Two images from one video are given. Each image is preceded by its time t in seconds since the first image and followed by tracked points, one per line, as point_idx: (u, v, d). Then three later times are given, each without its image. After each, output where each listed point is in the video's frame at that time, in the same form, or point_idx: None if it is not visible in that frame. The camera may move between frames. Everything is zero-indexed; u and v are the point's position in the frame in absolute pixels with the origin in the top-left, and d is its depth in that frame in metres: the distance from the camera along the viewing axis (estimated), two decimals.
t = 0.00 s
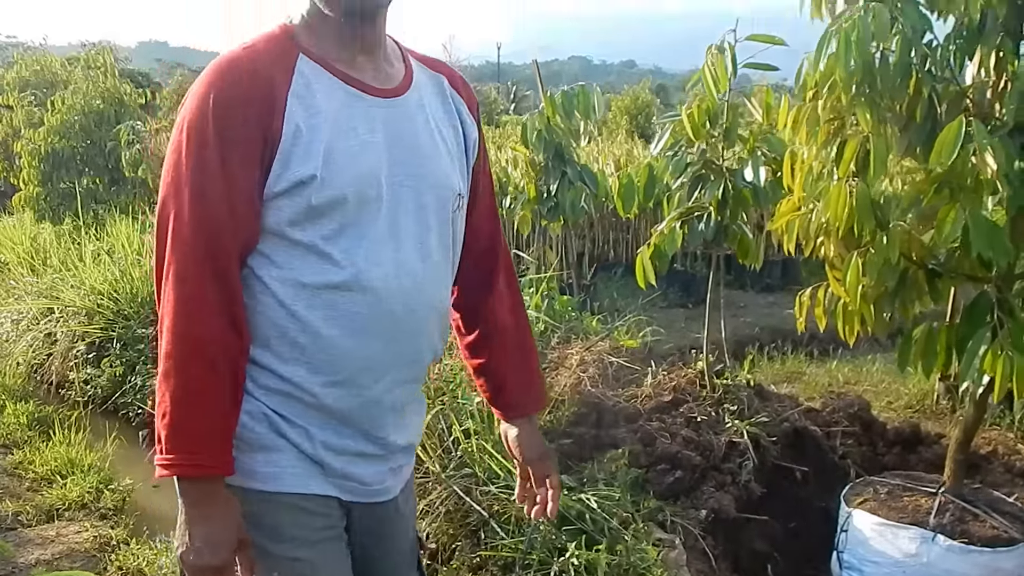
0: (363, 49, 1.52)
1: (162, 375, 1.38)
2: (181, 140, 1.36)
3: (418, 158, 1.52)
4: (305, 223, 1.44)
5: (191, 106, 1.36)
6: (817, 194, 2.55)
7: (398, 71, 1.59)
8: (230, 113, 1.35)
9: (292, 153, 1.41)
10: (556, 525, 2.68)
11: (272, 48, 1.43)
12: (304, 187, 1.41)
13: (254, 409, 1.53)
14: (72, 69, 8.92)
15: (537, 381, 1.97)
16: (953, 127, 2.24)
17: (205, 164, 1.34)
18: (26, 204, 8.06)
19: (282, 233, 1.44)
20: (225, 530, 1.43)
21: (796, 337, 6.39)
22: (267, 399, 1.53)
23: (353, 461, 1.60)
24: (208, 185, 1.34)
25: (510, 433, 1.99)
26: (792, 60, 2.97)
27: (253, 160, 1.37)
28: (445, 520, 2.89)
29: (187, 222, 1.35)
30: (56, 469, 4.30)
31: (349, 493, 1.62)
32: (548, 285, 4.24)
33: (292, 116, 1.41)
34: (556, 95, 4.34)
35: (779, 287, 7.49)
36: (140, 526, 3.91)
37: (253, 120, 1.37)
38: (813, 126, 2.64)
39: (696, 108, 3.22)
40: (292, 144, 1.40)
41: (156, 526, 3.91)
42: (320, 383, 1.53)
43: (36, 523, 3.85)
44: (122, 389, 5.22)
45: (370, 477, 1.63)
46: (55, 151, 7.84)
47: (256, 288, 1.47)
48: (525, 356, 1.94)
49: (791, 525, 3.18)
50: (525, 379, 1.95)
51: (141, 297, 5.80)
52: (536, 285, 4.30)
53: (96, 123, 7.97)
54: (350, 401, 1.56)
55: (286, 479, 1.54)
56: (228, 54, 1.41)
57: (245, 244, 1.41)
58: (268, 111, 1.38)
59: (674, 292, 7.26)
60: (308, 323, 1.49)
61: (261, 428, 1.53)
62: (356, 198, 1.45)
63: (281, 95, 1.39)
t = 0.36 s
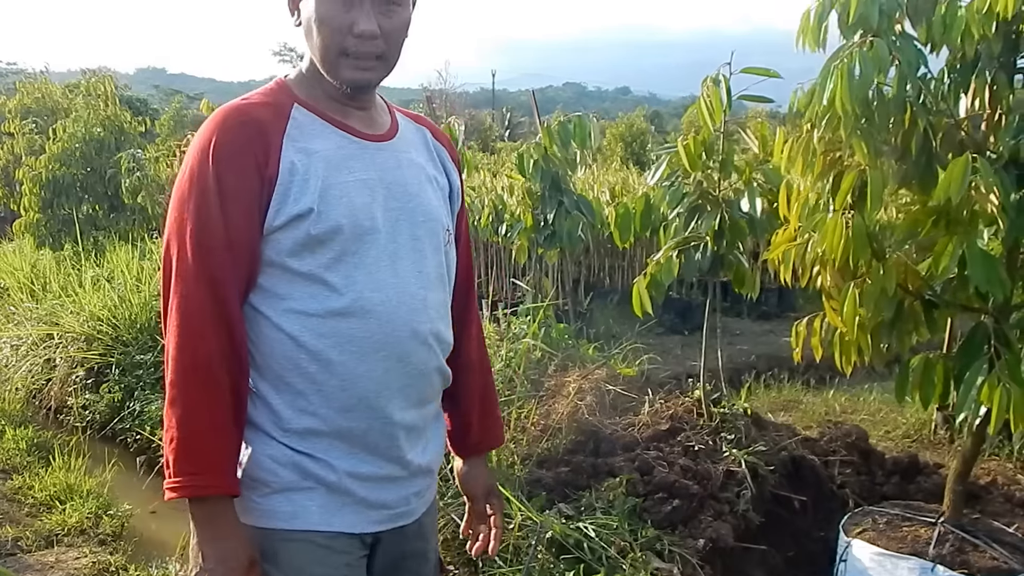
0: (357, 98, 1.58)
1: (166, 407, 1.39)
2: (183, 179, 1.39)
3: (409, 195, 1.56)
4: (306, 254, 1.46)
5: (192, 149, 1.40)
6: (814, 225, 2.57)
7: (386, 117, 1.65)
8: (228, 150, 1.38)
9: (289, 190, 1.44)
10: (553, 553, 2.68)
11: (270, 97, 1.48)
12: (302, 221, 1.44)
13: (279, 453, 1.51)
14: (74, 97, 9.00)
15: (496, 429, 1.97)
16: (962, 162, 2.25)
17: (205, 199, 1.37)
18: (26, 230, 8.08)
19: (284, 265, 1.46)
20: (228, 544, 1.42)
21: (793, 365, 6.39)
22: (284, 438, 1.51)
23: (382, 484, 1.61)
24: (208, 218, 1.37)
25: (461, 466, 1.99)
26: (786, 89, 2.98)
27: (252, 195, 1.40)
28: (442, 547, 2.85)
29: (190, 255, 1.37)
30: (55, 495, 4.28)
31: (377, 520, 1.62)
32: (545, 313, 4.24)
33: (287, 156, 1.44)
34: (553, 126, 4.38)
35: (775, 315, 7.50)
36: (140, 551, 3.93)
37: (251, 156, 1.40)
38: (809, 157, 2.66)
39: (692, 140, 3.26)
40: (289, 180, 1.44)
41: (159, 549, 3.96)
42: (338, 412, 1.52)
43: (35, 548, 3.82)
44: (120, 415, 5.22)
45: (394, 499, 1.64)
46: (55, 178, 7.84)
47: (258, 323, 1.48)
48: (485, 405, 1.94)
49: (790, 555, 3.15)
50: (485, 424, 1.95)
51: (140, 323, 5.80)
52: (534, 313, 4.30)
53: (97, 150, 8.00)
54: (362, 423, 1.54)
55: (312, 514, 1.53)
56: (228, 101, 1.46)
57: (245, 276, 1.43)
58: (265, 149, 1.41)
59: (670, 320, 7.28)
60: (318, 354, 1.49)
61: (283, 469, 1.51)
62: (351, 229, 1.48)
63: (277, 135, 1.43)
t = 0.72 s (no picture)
0: (356, 101, 1.68)
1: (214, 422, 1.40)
2: (211, 195, 1.39)
3: (411, 202, 1.66)
4: (335, 259, 1.52)
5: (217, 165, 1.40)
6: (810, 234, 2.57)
7: (374, 131, 1.76)
8: (262, 165, 1.41)
9: (320, 196, 1.49)
10: (553, 564, 2.67)
11: (280, 110, 1.51)
12: (333, 226, 1.50)
13: (315, 462, 1.57)
14: (73, 107, 9.01)
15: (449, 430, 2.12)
16: (953, 165, 2.26)
17: (246, 214, 1.40)
18: (25, 240, 8.06)
19: (316, 271, 1.51)
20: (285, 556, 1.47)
21: (789, 378, 6.39)
22: (319, 445, 1.57)
23: (406, 484, 1.70)
24: (250, 233, 1.39)
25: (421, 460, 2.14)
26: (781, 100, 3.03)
27: (284, 205, 1.44)
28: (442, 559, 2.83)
29: (232, 270, 1.38)
30: (56, 503, 4.24)
31: (405, 518, 1.71)
32: (543, 322, 4.22)
33: (314, 164, 1.50)
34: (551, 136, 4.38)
35: (771, 328, 7.49)
36: (140, 562, 3.95)
37: (283, 168, 1.44)
38: (805, 168, 2.66)
39: (688, 150, 3.24)
40: (319, 187, 1.49)
41: (158, 561, 3.98)
42: (370, 418, 1.60)
43: (36, 557, 3.79)
44: (120, 424, 5.21)
45: (416, 496, 1.73)
46: (55, 188, 7.82)
47: (287, 332, 1.53)
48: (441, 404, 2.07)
49: (789, 567, 3.13)
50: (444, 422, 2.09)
51: (139, 332, 5.79)
52: (532, 323, 4.29)
53: (97, 160, 7.99)
54: (394, 425, 1.63)
55: (346, 520, 1.60)
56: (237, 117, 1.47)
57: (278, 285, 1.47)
58: (293, 160, 1.46)
59: (666, 332, 7.27)
60: (349, 357, 1.55)
61: (323, 479, 1.58)
62: (377, 233, 1.56)
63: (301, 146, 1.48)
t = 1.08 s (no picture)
0: (356, 100, 1.74)
1: (264, 422, 1.45)
2: (235, 205, 1.43)
3: (411, 201, 1.72)
4: (347, 257, 1.57)
5: (237, 176, 1.43)
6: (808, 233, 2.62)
7: (371, 132, 1.82)
8: (281, 167, 1.46)
9: (333, 196, 1.55)
10: (554, 558, 2.72)
11: (281, 112, 1.55)
12: (346, 225, 1.55)
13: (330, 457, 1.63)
14: (70, 106, 9.01)
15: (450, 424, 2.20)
16: (945, 169, 2.32)
17: (269, 216, 1.44)
18: (21, 238, 8.07)
19: (330, 271, 1.56)
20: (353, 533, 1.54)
21: (782, 377, 6.46)
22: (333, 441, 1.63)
23: (416, 473, 1.76)
24: (280, 233, 1.44)
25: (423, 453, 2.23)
26: (782, 103, 3.10)
27: (305, 202, 1.49)
28: (446, 553, 2.89)
29: (269, 271, 1.43)
30: (56, 501, 4.27)
31: (417, 506, 1.77)
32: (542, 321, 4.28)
33: (325, 164, 1.55)
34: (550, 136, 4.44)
35: (764, 328, 7.56)
36: (143, 559, 3.99)
37: (299, 166, 1.49)
38: (804, 169, 2.73)
39: (688, 151, 3.29)
40: (332, 187, 1.54)
41: (159, 558, 4.01)
42: (380, 413, 1.66)
43: (37, 554, 3.83)
44: (119, 422, 5.24)
45: (426, 484, 1.79)
46: (51, 186, 7.82)
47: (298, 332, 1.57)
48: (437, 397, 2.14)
49: (786, 561, 3.17)
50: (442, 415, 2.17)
51: (138, 331, 5.81)
52: (530, 321, 4.33)
53: (93, 158, 7.99)
54: (403, 419, 1.69)
55: (361, 508, 1.67)
56: (239, 125, 1.50)
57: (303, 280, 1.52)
58: (307, 157, 1.51)
59: (661, 331, 7.34)
60: (361, 355, 1.61)
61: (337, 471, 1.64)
62: (386, 232, 1.61)
63: (311, 143, 1.53)
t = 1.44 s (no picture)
0: (365, 99, 1.78)
1: (238, 406, 1.54)
2: (228, 200, 1.53)
3: (418, 198, 1.76)
4: (340, 252, 1.64)
5: (233, 171, 1.53)
6: (805, 232, 2.71)
7: (385, 126, 1.86)
8: (272, 165, 1.54)
9: (326, 192, 1.61)
10: (557, 549, 2.78)
11: (284, 109, 1.63)
12: (338, 221, 1.62)
13: (327, 441, 1.70)
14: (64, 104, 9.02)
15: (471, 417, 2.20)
16: (939, 170, 2.43)
17: (258, 211, 1.53)
18: (15, 236, 8.07)
19: (321, 264, 1.63)
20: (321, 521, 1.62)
21: (775, 377, 6.54)
22: (329, 426, 1.70)
23: (416, 461, 1.81)
24: (264, 229, 1.53)
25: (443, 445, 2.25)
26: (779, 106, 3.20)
27: (295, 199, 1.57)
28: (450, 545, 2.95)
29: (251, 266, 1.52)
30: (56, 499, 4.31)
31: (415, 493, 1.81)
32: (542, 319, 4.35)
33: (320, 162, 1.62)
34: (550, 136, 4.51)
35: (757, 330, 7.65)
36: (144, 556, 3.95)
37: (291, 165, 1.56)
38: (799, 169, 2.81)
39: (687, 151, 3.39)
40: (325, 184, 1.61)
41: (159, 555, 3.97)
42: (376, 402, 1.72)
43: (39, 551, 3.86)
44: (117, 420, 5.26)
45: (427, 472, 1.84)
46: (45, 184, 7.82)
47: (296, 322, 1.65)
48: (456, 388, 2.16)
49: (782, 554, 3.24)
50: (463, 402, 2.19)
51: (135, 330, 5.84)
52: (530, 320, 4.39)
53: (87, 157, 7.99)
54: (397, 408, 1.74)
55: (355, 491, 1.71)
56: (245, 120, 1.59)
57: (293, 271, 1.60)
58: (301, 156, 1.58)
59: (655, 332, 7.42)
60: (355, 346, 1.67)
61: (333, 456, 1.70)
62: (380, 228, 1.66)
63: (308, 142, 1.60)
